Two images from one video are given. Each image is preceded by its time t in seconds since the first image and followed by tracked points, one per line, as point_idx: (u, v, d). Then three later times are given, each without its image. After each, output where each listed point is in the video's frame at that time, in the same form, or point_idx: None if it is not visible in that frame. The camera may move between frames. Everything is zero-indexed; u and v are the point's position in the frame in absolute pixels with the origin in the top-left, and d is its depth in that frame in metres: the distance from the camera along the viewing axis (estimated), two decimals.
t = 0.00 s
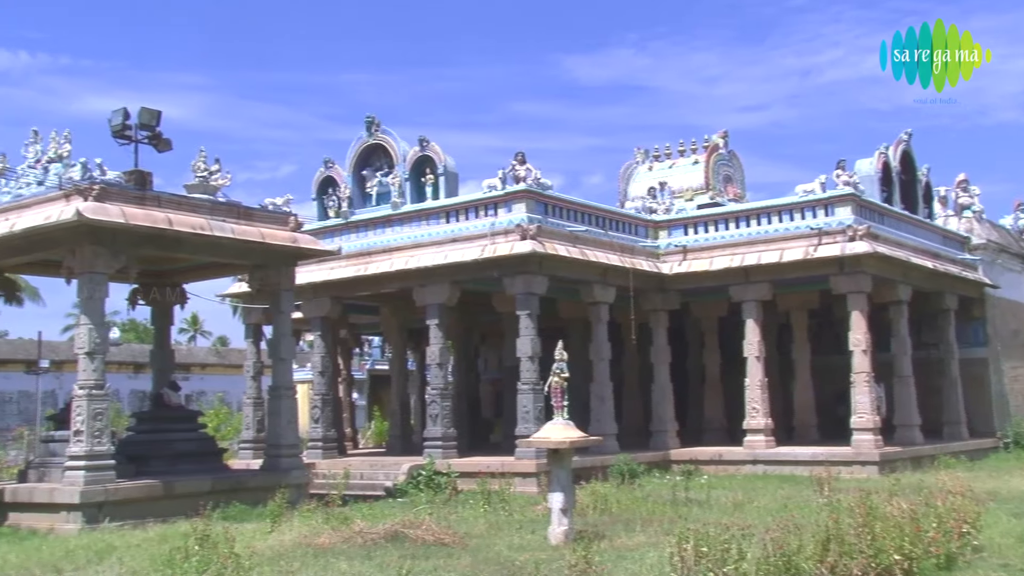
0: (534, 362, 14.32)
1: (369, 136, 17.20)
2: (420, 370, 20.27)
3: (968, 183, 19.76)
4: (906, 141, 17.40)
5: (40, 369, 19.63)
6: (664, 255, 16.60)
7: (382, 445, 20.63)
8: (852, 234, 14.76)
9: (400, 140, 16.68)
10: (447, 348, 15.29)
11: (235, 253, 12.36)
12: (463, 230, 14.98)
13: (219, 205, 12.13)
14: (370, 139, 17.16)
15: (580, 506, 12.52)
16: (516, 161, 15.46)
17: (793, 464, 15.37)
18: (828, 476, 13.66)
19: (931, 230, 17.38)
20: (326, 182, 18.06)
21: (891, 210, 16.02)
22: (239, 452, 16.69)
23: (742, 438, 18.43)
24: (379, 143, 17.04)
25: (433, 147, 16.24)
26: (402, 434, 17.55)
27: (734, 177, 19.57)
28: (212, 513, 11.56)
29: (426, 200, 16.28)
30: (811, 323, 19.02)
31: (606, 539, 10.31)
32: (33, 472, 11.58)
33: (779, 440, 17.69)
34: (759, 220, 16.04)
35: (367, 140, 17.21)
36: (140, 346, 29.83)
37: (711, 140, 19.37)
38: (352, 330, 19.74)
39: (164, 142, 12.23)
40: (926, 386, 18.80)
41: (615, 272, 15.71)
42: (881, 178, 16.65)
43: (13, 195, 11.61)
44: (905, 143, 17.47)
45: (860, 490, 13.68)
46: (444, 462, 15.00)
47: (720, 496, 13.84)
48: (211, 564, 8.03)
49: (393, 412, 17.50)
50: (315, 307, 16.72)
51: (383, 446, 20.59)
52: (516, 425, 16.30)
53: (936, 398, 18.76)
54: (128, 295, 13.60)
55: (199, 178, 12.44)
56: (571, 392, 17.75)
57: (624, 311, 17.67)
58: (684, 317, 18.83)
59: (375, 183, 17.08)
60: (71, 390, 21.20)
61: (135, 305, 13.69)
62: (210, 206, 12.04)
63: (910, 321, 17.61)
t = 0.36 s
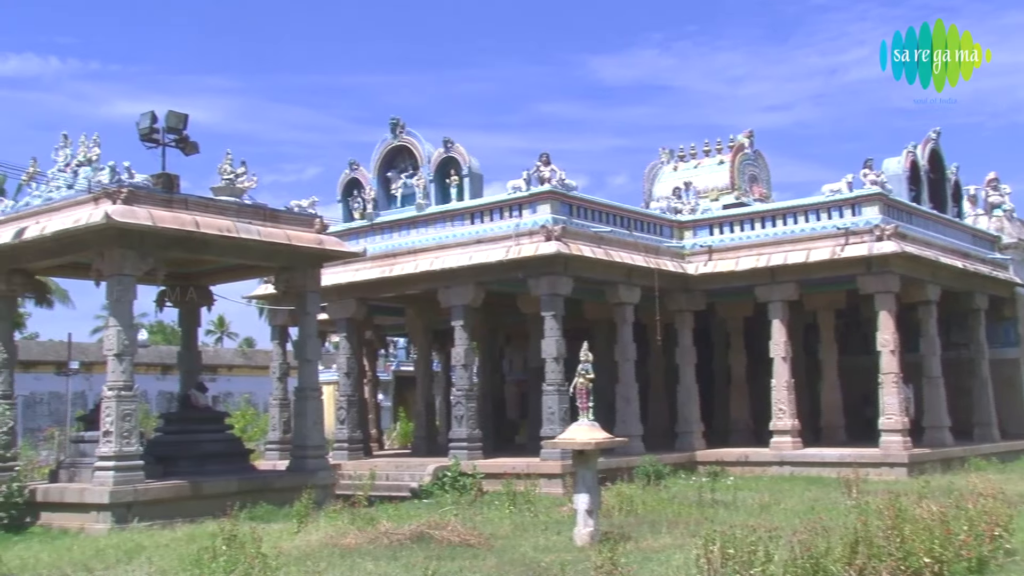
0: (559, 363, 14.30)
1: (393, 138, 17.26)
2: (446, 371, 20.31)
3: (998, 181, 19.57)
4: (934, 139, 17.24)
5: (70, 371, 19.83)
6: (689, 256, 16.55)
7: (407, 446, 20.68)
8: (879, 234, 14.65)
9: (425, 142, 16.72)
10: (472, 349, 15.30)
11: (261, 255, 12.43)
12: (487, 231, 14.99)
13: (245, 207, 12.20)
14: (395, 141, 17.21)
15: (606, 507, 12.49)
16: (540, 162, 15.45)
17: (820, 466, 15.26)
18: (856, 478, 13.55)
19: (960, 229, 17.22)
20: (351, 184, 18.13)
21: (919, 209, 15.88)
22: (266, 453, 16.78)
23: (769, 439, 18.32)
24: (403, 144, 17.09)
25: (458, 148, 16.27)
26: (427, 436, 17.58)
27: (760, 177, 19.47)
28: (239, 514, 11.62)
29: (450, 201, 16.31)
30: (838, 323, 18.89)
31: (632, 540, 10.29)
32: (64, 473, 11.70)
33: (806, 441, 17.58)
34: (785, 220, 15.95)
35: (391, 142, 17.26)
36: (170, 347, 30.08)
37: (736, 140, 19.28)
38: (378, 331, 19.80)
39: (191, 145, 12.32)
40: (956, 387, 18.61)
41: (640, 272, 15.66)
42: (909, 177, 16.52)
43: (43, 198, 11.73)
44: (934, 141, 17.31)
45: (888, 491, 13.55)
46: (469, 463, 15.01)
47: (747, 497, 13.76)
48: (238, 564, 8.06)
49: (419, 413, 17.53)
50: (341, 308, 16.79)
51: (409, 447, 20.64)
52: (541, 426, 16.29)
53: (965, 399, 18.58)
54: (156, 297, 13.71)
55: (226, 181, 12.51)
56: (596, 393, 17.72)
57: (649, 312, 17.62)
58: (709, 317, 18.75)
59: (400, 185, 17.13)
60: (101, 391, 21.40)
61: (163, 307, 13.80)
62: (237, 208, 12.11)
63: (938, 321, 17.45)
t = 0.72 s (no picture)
0: (579, 365, 14.28)
1: (413, 141, 17.30)
2: (466, 374, 20.33)
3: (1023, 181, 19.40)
4: (958, 139, 17.12)
5: (94, 374, 19.97)
6: (710, 258, 16.51)
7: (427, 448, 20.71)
8: (902, 235, 14.56)
9: (444, 145, 16.75)
10: (492, 352, 15.31)
11: (282, 258, 12.48)
12: (507, 234, 14.99)
13: (266, 211, 12.26)
14: (415, 144, 17.25)
15: (627, 510, 12.46)
16: (561, 165, 15.44)
17: (843, 469, 15.17)
18: (879, 481, 13.45)
19: (984, 230, 17.08)
20: (371, 187, 18.18)
21: (942, 210, 15.76)
22: (287, 456, 16.84)
23: (791, 442, 18.23)
24: (423, 147, 17.13)
25: (477, 151, 16.29)
26: (448, 438, 17.59)
27: (781, 178, 19.39)
28: (261, 516, 11.67)
29: (470, 204, 16.34)
30: (860, 325, 18.78)
31: (653, 543, 10.26)
32: (88, 475, 11.80)
33: (829, 444, 17.49)
34: (806, 222, 15.87)
35: (411, 145, 17.31)
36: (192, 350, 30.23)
37: (757, 141, 19.21)
38: (398, 334, 19.85)
39: (213, 149, 12.39)
40: (981, 389, 18.46)
41: (661, 274, 15.61)
42: (932, 178, 16.41)
43: (67, 203, 11.82)
44: (957, 141, 17.19)
45: (912, 495, 13.44)
46: (490, 466, 15.02)
47: (769, 500, 13.69)
48: (260, 566, 8.07)
49: (439, 416, 17.56)
50: (361, 312, 16.83)
51: (429, 450, 20.67)
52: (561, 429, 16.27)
53: (990, 402, 18.43)
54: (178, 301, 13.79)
55: (247, 185, 12.57)
56: (617, 396, 17.69)
57: (670, 314, 17.57)
58: (730, 319, 18.69)
59: (420, 188, 17.17)
60: (124, 394, 21.55)
61: (185, 310, 13.88)
62: (258, 212, 12.15)
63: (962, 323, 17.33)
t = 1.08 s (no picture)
0: (598, 368, 14.25)
1: (432, 144, 17.33)
2: (485, 377, 20.34)
3: None
4: (980, 140, 16.99)
5: (116, 377, 20.11)
6: (729, 260, 16.46)
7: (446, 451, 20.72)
8: (923, 237, 14.46)
9: (463, 148, 16.78)
10: (511, 354, 15.31)
11: (302, 262, 12.53)
12: (526, 237, 15.00)
13: (286, 214, 12.31)
14: (434, 147, 17.28)
15: (646, 513, 12.42)
16: (579, 167, 15.43)
17: (864, 472, 15.08)
18: (901, 484, 13.36)
19: (1006, 231, 16.95)
20: (390, 191, 18.22)
21: (964, 211, 15.65)
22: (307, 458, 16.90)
23: (811, 445, 18.14)
24: (442, 150, 17.16)
25: (496, 154, 16.31)
26: (467, 441, 17.60)
27: (800, 180, 19.30)
28: (281, 518, 11.70)
29: (489, 207, 16.35)
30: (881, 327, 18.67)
31: (673, 547, 10.23)
32: (110, 478, 11.87)
33: (850, 447, 17.39)
34: (826, 223, 15.78)
35: (430, 148, 17.34)
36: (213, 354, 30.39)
37: (776, 143, 19.14)
38: (417, 337, 19.89)
39: (232, 153, 12.45)
40: (1003, 392, 18.30)
41: (679, 277, 15.56)
42: (954, 179, 16.30)
43: (89, 207, 11.92)
44: (979, 142, 17.06)
45: (935, 498, 13.33)
46: (509, 468, 15.01)
47: (789, 504, 13.62)
48: (280, 568, 8.10)
49: (458, 418, 17.57)
50: (380, 315, 16.83)
51: (448, 452, 20.70)
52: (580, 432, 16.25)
53: (1013, 405, 18.27)
54: (199, 304, 13.87)
55: (267, 188, 12.62)
56: (636, 399, 17.65)
57: (689, 316, 17.53)
58: (750, 322, 18.61)
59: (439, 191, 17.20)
60: (145, 397, 21.69)
61: (206, 314, 13.96)
62: (277, 216, 12.22)
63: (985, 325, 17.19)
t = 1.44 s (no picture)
0: (622, 370, 14.21)
1: (455, 147, 17.36)
2: (509, 379, 20.34)
3: None
4: (1008, 140, 16.82)
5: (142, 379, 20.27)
6: (754, 261, 16.39)
7: (471, 453, 20.74)
8: (951, 237, 14.33)
9: (486, 150, 16.80)
10: (535, 357, 15.30)
11: (327, 264, 12.58)
12: (549, 239, 14.99)
13: (310, 217, 12.36)
14: (457, 149, 17.31)
15: (671, 516, 12.37)
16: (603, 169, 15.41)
17: (892, 475, 14.95)
18: (929, 487, 13.23)
19: None
20: (413, 194, 18.27)
21: (993, 212, 15.49)
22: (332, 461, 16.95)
23: (838, 447, 18.01)
24: (465, 153, 17.19)
25: (519, 156, 16.31)
26: (491, 443, 17.59)
27: (826, 181, 19.18)
28: (307, 520, 11.74)
29: (512, 209, 16.36)
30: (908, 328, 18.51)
31: (698, 549, 10.19)
32: (137, 479, 11.95)
33: (877, 449, 17.26)
34: (852, 224, 15.67)
35: (453, 151, 17.37)
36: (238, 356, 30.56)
37: (801, 143, 19.03)
38: (441, 339, 19.92)
39: (257, 157, 12.52)
40: None
41: (704, 278, 15.50)
42: (982, 179, 16.15)
43: (116, 211, 12.02)
44: (1008, 142, 16.89)
45: (964, 501, 13.20)
46: (534, 471, 15.00)
47: (816, 506, 13.52)
48: (306, 570, 8.12)
49: (482, 421, 17.57)
50: (404, 317, 16.86)
51: (472, 455, 20.71)
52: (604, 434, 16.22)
53: None
54: (225, 307, 13.95)
55: (291, 191, 12.67)
56: (660, 401, 17.59)
57: (713, 318, 17.45)
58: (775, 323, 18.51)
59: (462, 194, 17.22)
60: (171, 399, 21.85)
61: (231, 316, 14.04)
62: (301, 219, 12.27)
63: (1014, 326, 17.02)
